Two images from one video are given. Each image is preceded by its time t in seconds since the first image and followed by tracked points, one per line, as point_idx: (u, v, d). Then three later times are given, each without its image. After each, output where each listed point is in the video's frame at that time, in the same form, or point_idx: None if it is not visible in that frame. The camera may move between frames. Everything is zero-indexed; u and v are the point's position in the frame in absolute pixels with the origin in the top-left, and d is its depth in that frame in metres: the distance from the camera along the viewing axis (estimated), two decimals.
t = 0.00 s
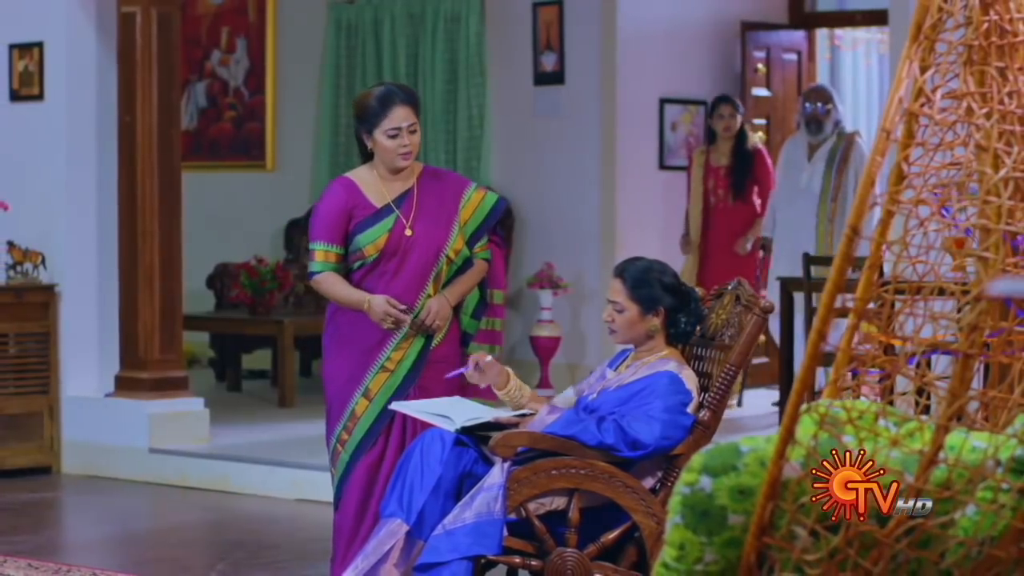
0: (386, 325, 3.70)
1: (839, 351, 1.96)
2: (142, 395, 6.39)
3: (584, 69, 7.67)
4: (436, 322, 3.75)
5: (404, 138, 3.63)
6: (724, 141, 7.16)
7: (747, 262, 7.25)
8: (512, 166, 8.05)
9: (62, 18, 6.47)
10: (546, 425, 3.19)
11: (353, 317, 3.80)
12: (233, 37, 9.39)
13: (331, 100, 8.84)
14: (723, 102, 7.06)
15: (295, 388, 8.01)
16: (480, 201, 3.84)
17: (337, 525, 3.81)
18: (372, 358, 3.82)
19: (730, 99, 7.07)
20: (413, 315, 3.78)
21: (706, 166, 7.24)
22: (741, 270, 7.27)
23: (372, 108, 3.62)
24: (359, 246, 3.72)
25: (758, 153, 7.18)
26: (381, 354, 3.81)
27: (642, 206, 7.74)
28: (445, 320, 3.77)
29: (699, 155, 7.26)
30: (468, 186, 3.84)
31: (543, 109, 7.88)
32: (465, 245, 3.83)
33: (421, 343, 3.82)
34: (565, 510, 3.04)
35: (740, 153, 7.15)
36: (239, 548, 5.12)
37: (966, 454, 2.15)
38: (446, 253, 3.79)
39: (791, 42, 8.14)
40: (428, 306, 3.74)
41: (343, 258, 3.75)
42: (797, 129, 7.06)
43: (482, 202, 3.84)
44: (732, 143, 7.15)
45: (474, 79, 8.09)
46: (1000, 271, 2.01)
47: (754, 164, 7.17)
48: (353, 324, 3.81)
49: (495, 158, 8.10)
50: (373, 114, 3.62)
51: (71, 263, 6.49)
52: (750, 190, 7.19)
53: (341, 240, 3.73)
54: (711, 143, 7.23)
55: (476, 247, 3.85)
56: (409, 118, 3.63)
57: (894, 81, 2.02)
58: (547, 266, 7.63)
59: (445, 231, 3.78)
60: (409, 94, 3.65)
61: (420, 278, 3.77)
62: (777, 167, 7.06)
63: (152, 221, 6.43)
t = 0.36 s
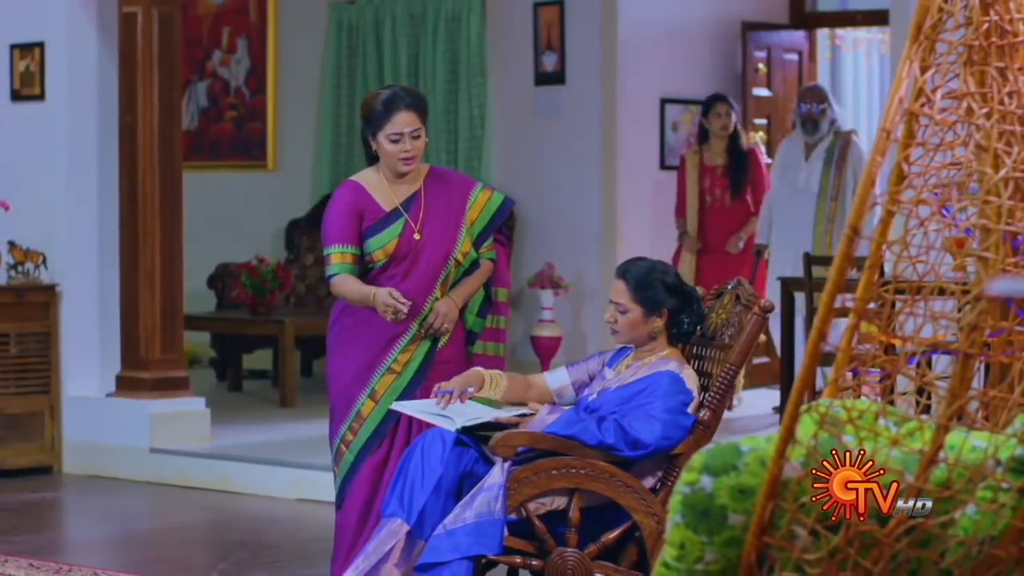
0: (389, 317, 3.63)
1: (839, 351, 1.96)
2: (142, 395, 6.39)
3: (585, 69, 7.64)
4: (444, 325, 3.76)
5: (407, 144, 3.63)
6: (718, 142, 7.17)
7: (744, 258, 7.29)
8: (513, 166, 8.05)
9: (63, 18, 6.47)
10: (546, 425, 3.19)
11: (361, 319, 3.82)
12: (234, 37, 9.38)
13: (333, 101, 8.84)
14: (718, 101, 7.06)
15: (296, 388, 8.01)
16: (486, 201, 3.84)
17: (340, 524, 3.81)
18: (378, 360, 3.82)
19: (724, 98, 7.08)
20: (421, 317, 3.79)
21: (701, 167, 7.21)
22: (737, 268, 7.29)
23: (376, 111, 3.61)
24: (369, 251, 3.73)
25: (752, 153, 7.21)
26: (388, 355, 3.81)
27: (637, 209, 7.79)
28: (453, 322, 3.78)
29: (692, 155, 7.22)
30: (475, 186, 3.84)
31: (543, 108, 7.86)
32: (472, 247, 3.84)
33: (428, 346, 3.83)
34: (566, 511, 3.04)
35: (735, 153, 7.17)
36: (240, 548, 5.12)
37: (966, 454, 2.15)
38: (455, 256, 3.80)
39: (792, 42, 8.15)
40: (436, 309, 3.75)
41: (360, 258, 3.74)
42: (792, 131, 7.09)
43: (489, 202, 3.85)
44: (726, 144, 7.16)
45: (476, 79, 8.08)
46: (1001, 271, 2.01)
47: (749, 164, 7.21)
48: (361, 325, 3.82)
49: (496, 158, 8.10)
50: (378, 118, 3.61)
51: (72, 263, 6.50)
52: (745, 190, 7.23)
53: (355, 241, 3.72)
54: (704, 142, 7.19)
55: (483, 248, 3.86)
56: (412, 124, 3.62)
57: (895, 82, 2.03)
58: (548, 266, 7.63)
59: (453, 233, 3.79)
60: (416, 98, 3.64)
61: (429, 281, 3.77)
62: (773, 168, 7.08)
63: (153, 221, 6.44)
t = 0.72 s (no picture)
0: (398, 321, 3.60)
1: (839, 351, 1.96)
2: (143, 395, 6.40)
3: (585, 69, 7.65)
4: (448, 327, 3.78)
5: (406, 146, 3.64)
6: (707, 142, 7.26)
7: (735, 252, 7.38)
8: (513, 166, 8.05)
9: (64, 17, 6.47)
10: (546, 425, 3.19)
11: (364, 321, 3.82)
12: (235, 37, 9.37)
13: (333, 101, 8.84)
14: (708, 100, 7.14)
15: (296, 388, 8.01)
16: (490, 201, 3.84)
17: (342, 524, 3.81)
18: (381, 361, 3.82)
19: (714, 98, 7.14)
20: (425, 319, 3.80)
21: (690, 166, 7.29)
22: (726, 265, 7.37)
23: (377, 113, 3.61)
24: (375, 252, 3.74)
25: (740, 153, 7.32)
26: (391, 357, 3.82)
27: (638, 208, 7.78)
28: (457, 325, 3.79)
29: (681, 154, 7.31)
30: (478, 186, 3.85)
31: (542, 108, 7.87)
32: (476, 247, 3.84)
33: (431, 347, 3.83)
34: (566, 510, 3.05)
35: (725, 151, 7.25)
36: (241, 548, 5.12)
37: (966, 454, 2.14)
38: (459, 258, 3.80)
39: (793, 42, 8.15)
40: (440, 312, 3.77)
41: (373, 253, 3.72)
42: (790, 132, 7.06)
43: (492, 203, 3.84)
44: (715, 144, 7.25)
45: (476, 78, 8.09)
46: (1000, 271, 2.01)
47: (738, 163, 7.30)
48: (364, 327, 3.83)
49: (496, 158, 8.10)
50: (379, 120, 3.62)
51: (73, 263, 6.50)
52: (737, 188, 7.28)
53: (365, 236, 3.71)
54: (694, 142, 7.29)
55: (486, 248, 3.85)
56: (412, 126, 3.63)
57: (895, 82, 2.03)
58: (549, 266, 7.63)
59: (457, 236, 3.79)
60: (416, 100, 3.63)
61: (434, 282, 3.78)
62: (771, 170, 7.03)
63: (154, 221, 6.44)
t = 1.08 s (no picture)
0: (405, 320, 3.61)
1: (839, 350, 1.96)
2: (143, 394, 6.40)
3: (585, 69, 7.66)
4: (453, 327, 3.77)
5: (408, 147, 3.63)
6: (699, 143, 7.25)
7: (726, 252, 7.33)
8: (513, 166, 8.05)
9: (64, 17, 6.47)
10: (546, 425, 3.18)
11: (369, 321, 3.83)
12: (235, 37, 9.37)
13: (334, 101, 8.84)
14: (697, 101, 7.19)
15: (296, 388, 8.01)
16: (493, 200, 3.85)
17: (345, 524, 3.81)
18: (385, 362, 3.82)
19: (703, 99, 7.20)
20: (429, 320, 3.80)
21: (680, 167, 7.28)
22: (717, 264, 7.32)
23: (378, 113, 3.62)
24: (378, 253, 3.73)
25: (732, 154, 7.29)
26: (394, 358, 3.81)
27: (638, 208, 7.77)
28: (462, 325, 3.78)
29: (671, 154, 7.31)
30: (481, 187, 3.85)
31: (543, 108, 7.87)
32: (479, 247, 3.84)
33: (435, 347, 3.82)
34: (566, 510, 3.05)
35: (716, 152, 7.23)
36: (241, 547, 5.12)
37: (965, 453, 2.13)
38: (463, 257, 3.80)
39: (793, 42, 8.14)
40: (445, 311, 3.76)
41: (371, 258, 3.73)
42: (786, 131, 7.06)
43: (495, 203, 3.85)
44: (706, 145, 7.24)
45: (477, 78, 8.09)
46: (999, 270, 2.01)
47: (730, 163, 7.27)
48: (368, 328, 3.83)
49: (496, 158, 8.10)
50: (380, 120, 3.62)
51: (72, 263, 6.50)
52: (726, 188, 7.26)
53: (364, 240, 3.70)
54: (686, 143, 7.30)
55: (490, 248, 3.86)
56: (413, 126, 3.63)
57: (894, 82, 2.02)
58: (549, 266, 7.63)
59: (461, 236, 3.80)
60: (417, 101, 3.63)
61: (439, 282, 3.78)
62: (766, 167, 7.07)
63: (154, 221, 6.44)
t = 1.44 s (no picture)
0: (410, 333, 3.74)
1: (839, 350, 1.96)
2: (145, 394, 6.40)
3: (588, 68, 7.67)
4: (453, 324, 3.78)
5: (408, 146, 3.64)
6: (682, 145, 7.12)
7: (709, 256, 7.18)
8: (515, 166, 8.06)
9: (66, 17, 6.48)
10: (546, 424, 3.18)
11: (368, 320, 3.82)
12: (237, 37, 9.37)
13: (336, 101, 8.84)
14: (679, 103, 7.03)
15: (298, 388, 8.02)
16: (496, 200, 3.85)
17: (346, 523, 3.81)
18: (385, 360, 3.83)
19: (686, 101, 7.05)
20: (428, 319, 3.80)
21: (664, 169, 7.18)
22: (698, 267, 7.18)
23: (378, 113, 3.63)
24: (373, 252, 3.74)
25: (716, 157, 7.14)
26: (394, 357, 3.82)
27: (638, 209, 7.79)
28: (462, 322, 3.80)
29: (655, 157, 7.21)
30: (483, 186, 3.85)
31: (545, 108, 7.88)
32: (480, 247, 3.86)
33: (435, 347, 3.83)
34: (567, 509, 3.05)
35: (699, 154, 7.08)
36: (243, 547, 5.13)
37: (964, 452, 2.12)
38: (462, 257, 3.81)
39: (795, 43, 8.15)
40: (445, 308, 3.78)
41: (355, 264, 3.75)
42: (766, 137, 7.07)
43: (498, 202, 3.85)
44: (689, 147, 7.11)
45: (478, 78, 8.09)
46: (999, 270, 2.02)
47: (714, 165, 7.12)
48: (369, 327, 3.82)
49: (497, 158, 8.11)
50: (381, 120, 3.63)
51: (75, 263, 6.52)
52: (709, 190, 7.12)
53: (352, 246, 3.72)
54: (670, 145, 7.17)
55: (492, 247, 3.87)
56: (414, 126, 3.63)
57: (894, 82, 2.03)
58: (550, 266, 7.63)
59: (460, 235, 3.80)
60: (418, 100, 3.64)
61: (436, 282, 3.79)
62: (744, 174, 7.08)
63: (155, 220, 6.44)
